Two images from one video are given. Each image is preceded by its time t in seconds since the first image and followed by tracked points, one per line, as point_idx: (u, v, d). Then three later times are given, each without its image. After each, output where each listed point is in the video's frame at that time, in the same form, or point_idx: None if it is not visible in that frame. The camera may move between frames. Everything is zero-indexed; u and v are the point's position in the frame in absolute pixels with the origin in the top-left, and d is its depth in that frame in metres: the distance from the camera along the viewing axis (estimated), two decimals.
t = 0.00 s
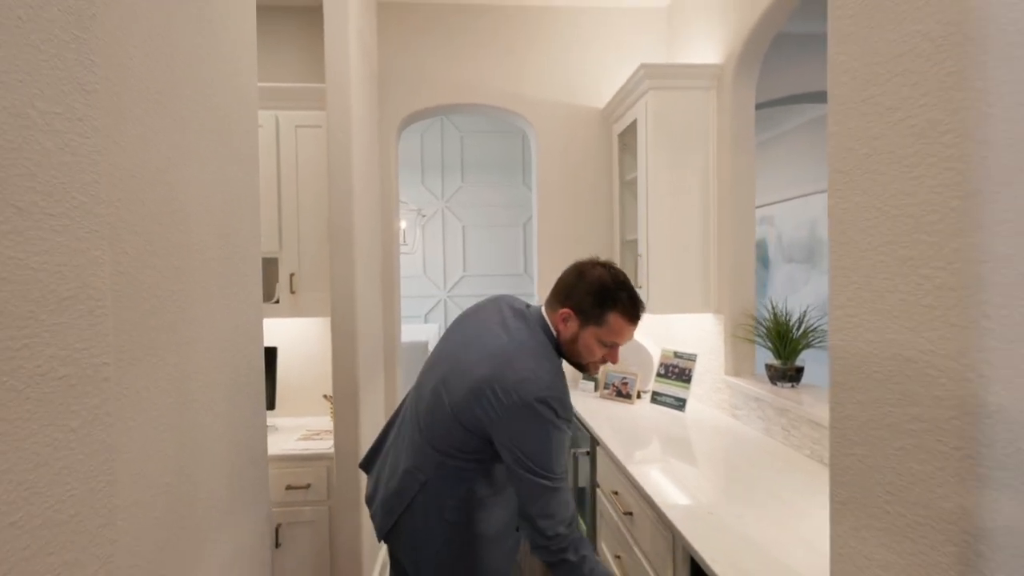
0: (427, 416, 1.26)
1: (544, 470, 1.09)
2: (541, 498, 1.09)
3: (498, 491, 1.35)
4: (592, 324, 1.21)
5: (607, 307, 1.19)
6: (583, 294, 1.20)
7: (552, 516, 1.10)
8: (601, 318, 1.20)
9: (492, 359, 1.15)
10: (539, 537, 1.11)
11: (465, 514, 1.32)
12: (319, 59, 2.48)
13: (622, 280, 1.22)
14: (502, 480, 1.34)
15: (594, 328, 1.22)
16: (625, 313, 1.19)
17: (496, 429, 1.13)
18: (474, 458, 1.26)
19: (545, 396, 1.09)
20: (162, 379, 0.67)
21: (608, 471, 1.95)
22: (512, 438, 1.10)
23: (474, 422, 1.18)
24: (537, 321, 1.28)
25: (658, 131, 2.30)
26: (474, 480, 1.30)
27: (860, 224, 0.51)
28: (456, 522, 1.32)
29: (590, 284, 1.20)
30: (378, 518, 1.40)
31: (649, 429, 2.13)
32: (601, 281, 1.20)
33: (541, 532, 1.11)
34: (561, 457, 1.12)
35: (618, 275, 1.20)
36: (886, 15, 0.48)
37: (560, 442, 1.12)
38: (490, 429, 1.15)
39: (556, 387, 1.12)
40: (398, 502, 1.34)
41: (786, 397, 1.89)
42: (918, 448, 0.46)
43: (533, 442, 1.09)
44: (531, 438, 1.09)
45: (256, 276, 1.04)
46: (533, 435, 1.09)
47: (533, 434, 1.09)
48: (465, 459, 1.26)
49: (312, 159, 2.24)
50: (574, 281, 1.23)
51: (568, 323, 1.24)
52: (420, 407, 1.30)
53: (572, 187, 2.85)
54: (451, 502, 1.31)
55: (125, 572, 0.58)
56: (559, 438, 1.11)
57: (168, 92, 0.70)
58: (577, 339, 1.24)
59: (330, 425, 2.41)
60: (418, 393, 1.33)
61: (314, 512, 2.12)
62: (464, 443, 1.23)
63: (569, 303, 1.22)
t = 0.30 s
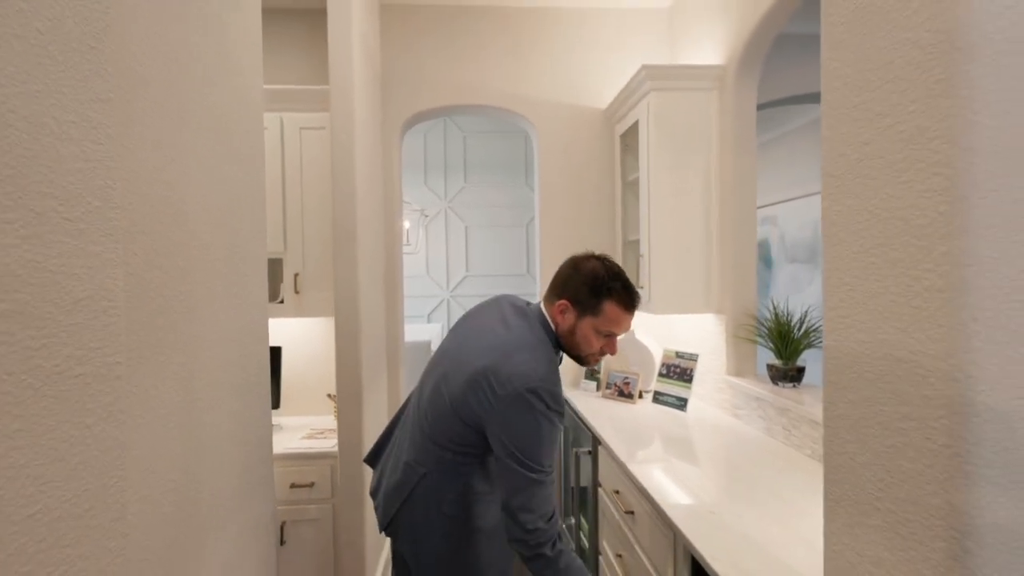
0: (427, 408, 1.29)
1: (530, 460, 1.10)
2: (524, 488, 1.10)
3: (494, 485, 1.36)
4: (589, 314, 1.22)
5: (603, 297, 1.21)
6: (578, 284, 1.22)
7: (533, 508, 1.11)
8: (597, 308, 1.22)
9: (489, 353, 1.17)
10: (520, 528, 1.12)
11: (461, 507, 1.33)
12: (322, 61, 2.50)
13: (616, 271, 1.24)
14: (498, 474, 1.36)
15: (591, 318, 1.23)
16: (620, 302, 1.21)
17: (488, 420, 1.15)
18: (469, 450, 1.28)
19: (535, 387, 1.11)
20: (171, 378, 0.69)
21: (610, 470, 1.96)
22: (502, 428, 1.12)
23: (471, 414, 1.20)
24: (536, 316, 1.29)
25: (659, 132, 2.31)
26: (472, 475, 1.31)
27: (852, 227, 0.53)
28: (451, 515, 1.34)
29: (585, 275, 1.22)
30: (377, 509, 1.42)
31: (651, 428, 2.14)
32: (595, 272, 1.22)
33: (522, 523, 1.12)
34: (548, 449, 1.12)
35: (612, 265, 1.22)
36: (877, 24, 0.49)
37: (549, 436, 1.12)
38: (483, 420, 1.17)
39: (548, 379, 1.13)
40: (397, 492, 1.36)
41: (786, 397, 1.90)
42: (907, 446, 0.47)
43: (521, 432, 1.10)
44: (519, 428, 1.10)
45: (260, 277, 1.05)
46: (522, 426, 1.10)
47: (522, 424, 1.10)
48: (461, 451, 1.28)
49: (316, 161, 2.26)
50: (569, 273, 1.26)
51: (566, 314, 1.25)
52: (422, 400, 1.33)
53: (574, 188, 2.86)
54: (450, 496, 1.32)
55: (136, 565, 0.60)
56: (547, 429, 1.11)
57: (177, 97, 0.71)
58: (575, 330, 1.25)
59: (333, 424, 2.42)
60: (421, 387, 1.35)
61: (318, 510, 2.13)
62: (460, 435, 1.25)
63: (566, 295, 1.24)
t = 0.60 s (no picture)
0: (442, 415, 1.28)
1: (561, 463, 1.10)
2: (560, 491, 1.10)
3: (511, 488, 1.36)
4: (603, 316, 1.23)
5: (617, 298, 1.20)
6: (591, 286, 1.22)
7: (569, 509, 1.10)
8: (612, 309, 1.22)
9: (505, 358, 1.17)
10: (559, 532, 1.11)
11: (480, 510, 1.33)
12: (331, 62, 2.52)
13: (629, 270, 1.23)
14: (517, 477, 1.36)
15: (606, 319, 1.23)
16: (636, 302, 1.21)
17: (509, 425, 1.15)
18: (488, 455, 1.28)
19: (557, 390, 1.11)
20: (187, 378, 0.70)
21: (619, 471, 1.96)
22: (527, 433, 1.12)
23: (491, 419, 1.19)
24: (547, 318, 1.29)
25: (668, 131, 2.30)
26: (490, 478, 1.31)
27: (868, 228, 0.53)
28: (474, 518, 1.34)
29: (598, 277, 1.21)
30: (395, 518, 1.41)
31: (660, 429, 2.13)
32: (608, 273, 1.21)
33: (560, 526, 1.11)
34: (576, 450, 1.13)
35: (623, 265, 1.22)
36: (893, 25, 0.49)
37: (575, 437, 1.13)
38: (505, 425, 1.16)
39: (567, 381, 1.13)
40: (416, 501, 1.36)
41: (797, 398, 1.88)
42: (923, 449, 0.47)
43: (548, 435, 1.10)
44: (545, 432, 1.10)
45: (273, 278, 1.06)
46: (547, 429, 1.10)
47: (547, 427, 1.10)
48: (481, 456, 1.28)
49: (325, 162, 2.28)
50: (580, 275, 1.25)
51: (580, 318, 1.25)
52: (434, 405, 1.33)
53: (582, 188, 2.86)
54: (468, 500, 1.33)
55: (154, 562, 0.61)
56: (573, 431, 1.11)
57: (193, 100, 0.72)
58: (590, 332, 1.26)
59: (342, 423, 2.44)
60: (433, 392, 1.35)
61: (328, 509, 2.15)
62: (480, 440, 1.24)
63: (578, 298, 1.24)
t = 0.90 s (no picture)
0: (455, 419, 1.29)
1: (578, 466, 1.10)
2: (576, 495, 1.10)
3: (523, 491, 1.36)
4: (617, 320, 1.22)
5: (631, 302, 1.20)
6: (605, 290, 1.21)
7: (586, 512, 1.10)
8: (627, 313, 1.21)
9: (519, 361, 1.17)
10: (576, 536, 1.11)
11: (493, 513, 1.33)
12: (340, 63, 2.53)
13: (644, 274, 1.22)
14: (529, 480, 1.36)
15: (620, 323, 1.22)
16: (650, 306, 1.20)
17: (524, 429, 1.15)
18: (504, 458, 1.28)
19: (572, 394, 1.11)
20: (202, 377, 0.70)
21: (628, 472, 1.95)
22: (542, 436, 1.12)
23: (504, 423, 1.19)
24: (559, 319, 1.30)
25: (677, 130, 2.29)
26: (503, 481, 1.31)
27: (884, 229, 0.52)
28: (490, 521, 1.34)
29: (611, 280, 1.21)
30: (410, 521, 1.41)
31: (669, 430, 2.13)
32: (622, 277, 1.21)
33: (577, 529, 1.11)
34: (593, 453, 1.13)
35: (638, 268, 1.21)
36: (910, 23, 0.49)
37: (592, 441, 1.13)
38: (520, 430, 1.16)
39: (582, 385, 1.13)
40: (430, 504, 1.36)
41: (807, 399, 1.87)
42: (940, 451, 0.47)
43: (565, 439, 1.11)
44: (561, 435, 1.10)
45: (284, 278, 1.06)
46: (563, 432, 1.10)
47: (563, 431, 1.10)
48: (494, 459, 1.28)
49: (334, 163, 2.29)
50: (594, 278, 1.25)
51: (594, 321, 1.24)
52: (446, 408, 1.33)
53: (590, 188, 2.85)
54: (481, 503, 1.33)
55: (170, 560, 0.61)
56: (588, 435, 1.12)
57: (206, 103, 0.73)
58: (604, 336, 1.25)
59: (350, 423, 2.45)
60: (444, 395, 1.35)
61: (337, 508, 2.16)
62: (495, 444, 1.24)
63: (592, 302, 1.23)
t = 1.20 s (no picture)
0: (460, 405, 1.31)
1: (557, 454, 1.11)
2: (550, 482, 1.10)
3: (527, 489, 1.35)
4: (620, 300, 1.24)
5: (629, 279, 1.22)
6: (601, 274, 1.24)
7: (557, 500, 1.11)
8: (627, 291, 1.23)
9: (516, 348, 1.19)
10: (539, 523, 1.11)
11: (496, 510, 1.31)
12: (346, 64, 2.54)
13: (633, 250, 1.25)
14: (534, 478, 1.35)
15: (624, 303, 1.24)
16: (648, 279, 1.23)
17: (513, 414, 1.16)
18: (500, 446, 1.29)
19: (562, 381, 1.12)
20: (210, 375, 0.71)
21: (633, 472, 1.95)
22: (529, 423, 1.13)
23: (500, 411, 1.20)
24: (564, 314, 1.28)
25: (682, 129, 2.28)
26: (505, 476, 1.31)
27: (891, 227, 0.52)
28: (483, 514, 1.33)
29: (605, 263, 1.23)
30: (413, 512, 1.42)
31: (675, 430, 2.12)
32: (615, 256, 1.23)
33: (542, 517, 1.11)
34: (576, 444, 1.13)
35: (625, 247, 1.24)
36: (918, 21, 0.49)
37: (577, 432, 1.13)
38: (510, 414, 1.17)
39: (574, 374, 1.14)
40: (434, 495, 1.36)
41: (813, 399, 1.86)
42: (949, 449, 0.46)
43: (550, 425, 1.12)
44: (546, 421, 1.12)
45: (291, 277, 1.07)
46: (548, 418, 1.12)
47: (547, 417, 1.12)
48: (494, 450, 1.29)
49: (341, 163, 2.30)
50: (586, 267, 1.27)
51: (597, 308, 1.25)
52: (455, 399, 1.35)
53: (596, 187, 2.85)
54: (486, 498, 1.32)
55: (181, 556, 0.62)
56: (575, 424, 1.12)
57: (216, 104, 0.73)
58: (610, 320, 1.26)
59: (356, 422, 2.45)
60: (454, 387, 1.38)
61: (342, 506, 2.17)
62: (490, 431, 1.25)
63: (591, 290, 1.25)
